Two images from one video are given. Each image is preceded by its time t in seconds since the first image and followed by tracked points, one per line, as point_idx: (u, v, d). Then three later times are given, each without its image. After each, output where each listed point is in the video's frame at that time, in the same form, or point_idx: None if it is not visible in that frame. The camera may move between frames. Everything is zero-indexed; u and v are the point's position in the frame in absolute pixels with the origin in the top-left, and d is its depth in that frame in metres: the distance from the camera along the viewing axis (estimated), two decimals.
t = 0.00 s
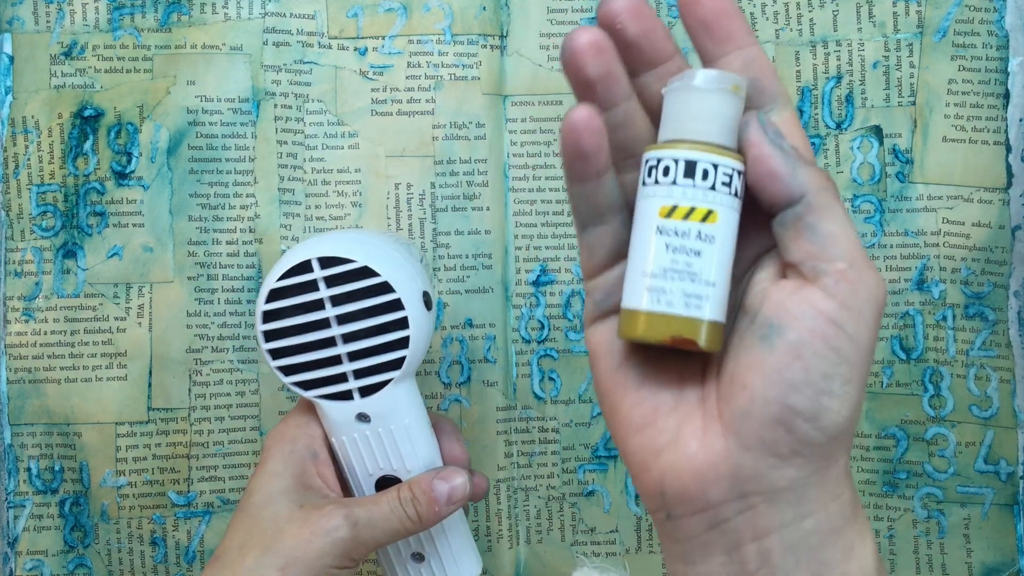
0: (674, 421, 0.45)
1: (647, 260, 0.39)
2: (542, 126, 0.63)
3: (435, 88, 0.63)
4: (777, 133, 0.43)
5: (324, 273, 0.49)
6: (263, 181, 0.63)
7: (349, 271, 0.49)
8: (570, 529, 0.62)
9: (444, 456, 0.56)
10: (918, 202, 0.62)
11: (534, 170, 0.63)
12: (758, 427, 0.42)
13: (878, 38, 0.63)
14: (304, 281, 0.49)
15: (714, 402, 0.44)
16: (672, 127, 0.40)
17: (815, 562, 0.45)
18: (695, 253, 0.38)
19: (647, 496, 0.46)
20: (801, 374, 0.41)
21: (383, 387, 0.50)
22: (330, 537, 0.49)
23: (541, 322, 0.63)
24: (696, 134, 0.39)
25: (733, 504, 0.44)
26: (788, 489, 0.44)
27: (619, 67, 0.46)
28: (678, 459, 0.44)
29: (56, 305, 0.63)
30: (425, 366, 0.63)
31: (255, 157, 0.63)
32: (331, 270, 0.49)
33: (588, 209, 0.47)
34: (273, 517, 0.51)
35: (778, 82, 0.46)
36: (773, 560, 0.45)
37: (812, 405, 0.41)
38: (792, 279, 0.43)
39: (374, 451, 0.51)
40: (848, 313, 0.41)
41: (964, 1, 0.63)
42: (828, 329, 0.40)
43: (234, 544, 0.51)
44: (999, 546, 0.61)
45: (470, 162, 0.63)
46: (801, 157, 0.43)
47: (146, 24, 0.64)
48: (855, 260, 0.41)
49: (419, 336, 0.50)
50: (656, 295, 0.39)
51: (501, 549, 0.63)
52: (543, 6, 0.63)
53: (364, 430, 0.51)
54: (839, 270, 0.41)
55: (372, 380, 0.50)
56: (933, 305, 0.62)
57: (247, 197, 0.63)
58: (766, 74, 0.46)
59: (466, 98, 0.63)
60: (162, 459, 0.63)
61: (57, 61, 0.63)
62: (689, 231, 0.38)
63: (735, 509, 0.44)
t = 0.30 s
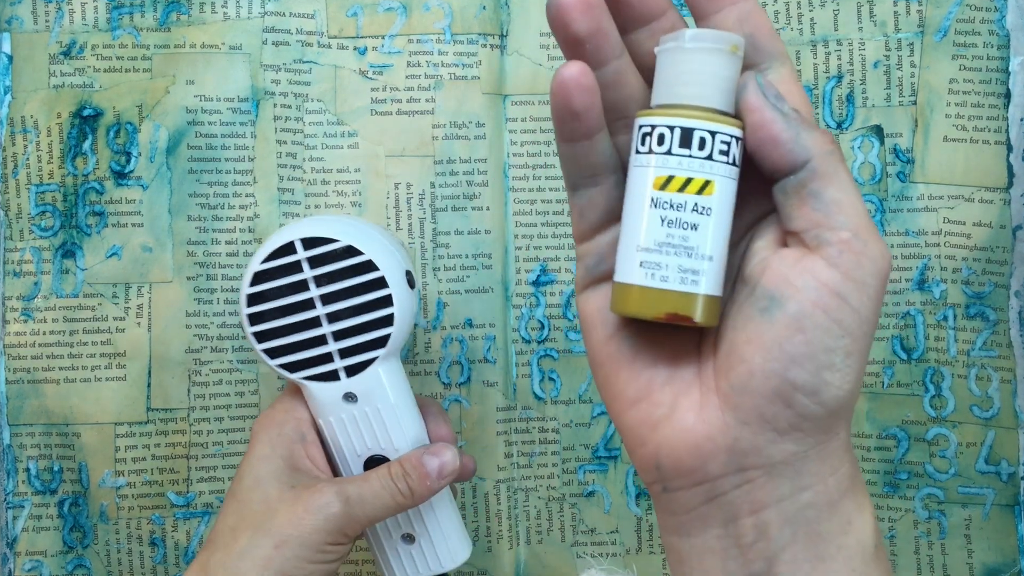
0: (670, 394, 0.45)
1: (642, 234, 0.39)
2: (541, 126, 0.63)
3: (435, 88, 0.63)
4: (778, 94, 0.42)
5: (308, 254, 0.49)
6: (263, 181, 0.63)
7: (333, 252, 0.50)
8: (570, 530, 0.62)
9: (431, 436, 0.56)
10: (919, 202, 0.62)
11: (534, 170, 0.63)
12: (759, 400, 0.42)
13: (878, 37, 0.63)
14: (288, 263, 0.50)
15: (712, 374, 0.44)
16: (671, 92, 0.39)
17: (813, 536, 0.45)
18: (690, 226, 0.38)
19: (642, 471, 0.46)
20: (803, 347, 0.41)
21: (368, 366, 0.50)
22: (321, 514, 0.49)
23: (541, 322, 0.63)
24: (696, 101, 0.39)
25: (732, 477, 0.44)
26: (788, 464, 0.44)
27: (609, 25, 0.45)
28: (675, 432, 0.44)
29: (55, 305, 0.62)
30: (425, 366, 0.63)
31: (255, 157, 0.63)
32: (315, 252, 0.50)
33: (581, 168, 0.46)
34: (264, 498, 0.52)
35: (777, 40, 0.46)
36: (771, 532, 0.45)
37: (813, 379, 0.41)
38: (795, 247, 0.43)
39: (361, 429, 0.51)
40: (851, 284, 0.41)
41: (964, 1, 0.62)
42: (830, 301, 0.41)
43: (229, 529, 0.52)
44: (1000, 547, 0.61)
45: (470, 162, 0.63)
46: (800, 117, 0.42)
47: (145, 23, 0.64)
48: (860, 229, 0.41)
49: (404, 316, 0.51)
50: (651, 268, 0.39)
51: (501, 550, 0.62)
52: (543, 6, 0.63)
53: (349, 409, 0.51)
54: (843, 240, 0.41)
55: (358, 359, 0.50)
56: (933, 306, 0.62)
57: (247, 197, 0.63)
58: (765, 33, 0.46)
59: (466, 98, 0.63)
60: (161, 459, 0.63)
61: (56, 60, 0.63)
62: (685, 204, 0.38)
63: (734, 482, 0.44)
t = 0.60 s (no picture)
0: (640, 425, 0.45)
1: (623, 271, 0.38)
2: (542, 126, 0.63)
3: (435, 88, 0.63)
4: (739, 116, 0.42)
5: (354, 267, 0.49)
6: (263, 181, 0.63)
7: (378, 267, 0.50)
8: (570, 530, 0.62)
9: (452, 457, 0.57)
10: (919, 202, 0.62)
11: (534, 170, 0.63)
12: (730, 430, 0.42)
13: (878, 37, 0.63)
14: (333, 275, 0.50)
15: (680, 406, 0.44)
16: (635, 121, 0.38)
17: (787, 559, 0.46)
18: (676, 262, 0.37)
19: (616, 498, 0.46)
20: (774, 376, 0.41)
21: (401, 385, 0.50)
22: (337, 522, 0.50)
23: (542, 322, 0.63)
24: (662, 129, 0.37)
25: (706, 507, 0.44)
26: (759, 491, 0.44)
27: (560, 71, 0.43)
28: (647, 464, 0.44)
29: (56, 305, 0.62)
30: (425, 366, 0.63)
31: (255, 157, 0.63)
32: (360, 266, 0.50)
33: (562, 219, 0.43)
34: (281, 505, 0.52)
35: (732, 53, 0.44)
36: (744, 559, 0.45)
37: (785, 411, 0.41)
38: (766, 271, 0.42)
39: (386, 445, 0.52)
40: (820, 310, 0.41)
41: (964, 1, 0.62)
42: (800, 328, 0.41)
43: (242, 535, 0.52)
44: (999, 547, 0.61)
45: (470, 162, 0.63)
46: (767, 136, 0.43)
47: (146, 23, 0.64)
48: (828, 253, 0.42)
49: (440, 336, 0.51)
50: (639, 309, 0.37)
51: (501, 550, 0.62)
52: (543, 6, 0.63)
53: (377, 424, 0.51)
54: (810, 265, 0.41)
55: (391, 376, 0.50)
56: (933, 306, 0.62)
57: (247, 197, 0.63)
58: (721, 48, 0.44)
59: (466, 98, 0.63)
60: (161, 459, 0.63)
61: (56, 60, 0.63)
62: (667, 239, 0.37)
63: (706, 511, 0.44)
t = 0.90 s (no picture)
0: (671, 387, 0.45)
1: (667, 242, 0.38)
2: (542, 126, 0.63)
3: (435, 88, 0.63)
4: (791, 94, 0.42)
5: (354, 259, 0.51)
6: (263, 181, 0.63)
7: (379, 258, 0.52)
8: (570, 530, 0.62)
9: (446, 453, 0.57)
10: (919, 202, 0.62)
11: (534, 170, 0.63)
12: (763, 396, 0.42)
13: (878, 37, 0.63)
14: (334, 266, 0.51)
15: (713, 370, 0.44)
16: (686, 95, 0.39)
17: (809, 527, 0.46)
18: (718, 235, 0.38)
19: (641, 463, 0.47)
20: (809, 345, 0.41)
21: (398, 373, 0.52)
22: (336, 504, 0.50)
23: (541, 322, 0.63)
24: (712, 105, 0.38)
25: (731, 470, 0.44)
26: (787, 455, 0.44)
27: (625, 36, 0.44)
28: (678, 427, 0.45)
29: (55, 305, 0.62)
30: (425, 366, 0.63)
31: (255, 157, 0.63)
32: (360, 257, 0.51)
33: (600, 183, 0.44)
34: (282, 489, 0.52)
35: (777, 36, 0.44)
36: (767, 523, 0.46)
37: (818, 376, 0.42)
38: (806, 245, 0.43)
39: (384, 434, 0.52)
40: (861, 283, 0.41)
41: (964, 1, 0.62)
42: (840, 299, 0.41)
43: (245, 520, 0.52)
44: (999, 546, 0.61)
45: (470, 162, 0.63)
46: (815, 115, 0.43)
47: (146, 24, 0.64)
48: (872, 229, 0.42)
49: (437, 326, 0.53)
50: (679, 279, 0.38)
51: (501, 550, 0.62)
52: (543, 6, 0.63)
53: (376, 413, 0.52)
54: (854, 239, 0.41)
55: (389, 364, 0.52)
56: (933, 306, 0.62)
57: (247, 197, 0.63)
58: (766, 30, 0.45)
59: (466, 98, 0.63)
60: (161, 459, 0.63)
61: (56, 60, 0.63)
62: (712, 212, 0.38)
63: (732, 475, 0.45)
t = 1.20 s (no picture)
0: (649, 370, 0.45)
1: (638, 231, 0.38)
2: (542, 126, 0.63)
3: (435, 88, 0.63)
4: (773, 80, 0.39)
5: (352, 257, 0.51)
6: (263, 181, 0.63)
7: (376, 257, 0.52)
8: (570, 530, 0.62)
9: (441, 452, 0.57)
10: (919, 202, 0.62)
11: (534, 170, 0.63)
12: (738, 376, 0.42)
13: (878, 37, 0.63)
14: (331, 265, 0.52)
15: (690, 354, 0.44)
16: (663, 87, 0.39)
17: (788, 508, 0.46)
18: (688, 226, 0.38)
19: (620, 446, 0.47)
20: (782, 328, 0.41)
21: (394, 372, 0.52)
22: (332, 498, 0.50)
23: (541, 322, 0.63)
24: (688, 97, 0.38)
25: (709, 452, 0.44)
26: (764, 436, 0.44)
27: (605, 31, 0.44)
28: (656, 409, 0.45)
29: (56, 305, 0.62)
30: (425, 366, 0.63)
31: (255, 157, 0.63)
32: (358, 256, 0.52)
33: (578, 174, 0.44)
34: (278, 484, 0.52)
35: (749, 28, 0.46)
36: (748, 506, 0.45)
37: (791, 360, 0.42)
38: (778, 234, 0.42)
39: (379, 432, 0.52)
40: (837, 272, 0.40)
41: (964, 1, 0.62)
42: (810, 285, 0.41)
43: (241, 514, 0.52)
44: (999, 546, 0.61)
45: (470, 162, 0.63)
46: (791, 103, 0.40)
47: (146, 24, 0.64)
48: (847, 220, 0.40)
49: (434, 325, 0.53)
50: (648, 268, 0.38)
51: (501, 550, 0.62)
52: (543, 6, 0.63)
53: (369, 412, 0.52)
54: (827, 230, 0.40)
55: (386, 362, 0.52)
56: (933, 306, 0.62)
57: (247, 197, 0.63)
58: (739, 22, 0.46)
59: (466, 98, 0.63)
60: (162, 459, 0.63)
61: (56, 60, 0.63)
62: (682, 203, 0.38)
63: (712, 457, 0.45)
